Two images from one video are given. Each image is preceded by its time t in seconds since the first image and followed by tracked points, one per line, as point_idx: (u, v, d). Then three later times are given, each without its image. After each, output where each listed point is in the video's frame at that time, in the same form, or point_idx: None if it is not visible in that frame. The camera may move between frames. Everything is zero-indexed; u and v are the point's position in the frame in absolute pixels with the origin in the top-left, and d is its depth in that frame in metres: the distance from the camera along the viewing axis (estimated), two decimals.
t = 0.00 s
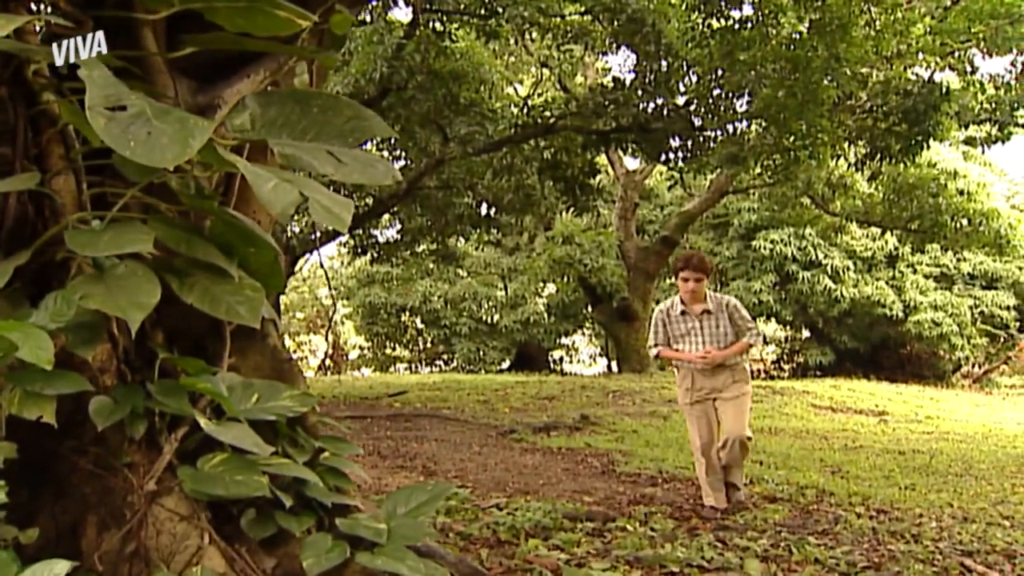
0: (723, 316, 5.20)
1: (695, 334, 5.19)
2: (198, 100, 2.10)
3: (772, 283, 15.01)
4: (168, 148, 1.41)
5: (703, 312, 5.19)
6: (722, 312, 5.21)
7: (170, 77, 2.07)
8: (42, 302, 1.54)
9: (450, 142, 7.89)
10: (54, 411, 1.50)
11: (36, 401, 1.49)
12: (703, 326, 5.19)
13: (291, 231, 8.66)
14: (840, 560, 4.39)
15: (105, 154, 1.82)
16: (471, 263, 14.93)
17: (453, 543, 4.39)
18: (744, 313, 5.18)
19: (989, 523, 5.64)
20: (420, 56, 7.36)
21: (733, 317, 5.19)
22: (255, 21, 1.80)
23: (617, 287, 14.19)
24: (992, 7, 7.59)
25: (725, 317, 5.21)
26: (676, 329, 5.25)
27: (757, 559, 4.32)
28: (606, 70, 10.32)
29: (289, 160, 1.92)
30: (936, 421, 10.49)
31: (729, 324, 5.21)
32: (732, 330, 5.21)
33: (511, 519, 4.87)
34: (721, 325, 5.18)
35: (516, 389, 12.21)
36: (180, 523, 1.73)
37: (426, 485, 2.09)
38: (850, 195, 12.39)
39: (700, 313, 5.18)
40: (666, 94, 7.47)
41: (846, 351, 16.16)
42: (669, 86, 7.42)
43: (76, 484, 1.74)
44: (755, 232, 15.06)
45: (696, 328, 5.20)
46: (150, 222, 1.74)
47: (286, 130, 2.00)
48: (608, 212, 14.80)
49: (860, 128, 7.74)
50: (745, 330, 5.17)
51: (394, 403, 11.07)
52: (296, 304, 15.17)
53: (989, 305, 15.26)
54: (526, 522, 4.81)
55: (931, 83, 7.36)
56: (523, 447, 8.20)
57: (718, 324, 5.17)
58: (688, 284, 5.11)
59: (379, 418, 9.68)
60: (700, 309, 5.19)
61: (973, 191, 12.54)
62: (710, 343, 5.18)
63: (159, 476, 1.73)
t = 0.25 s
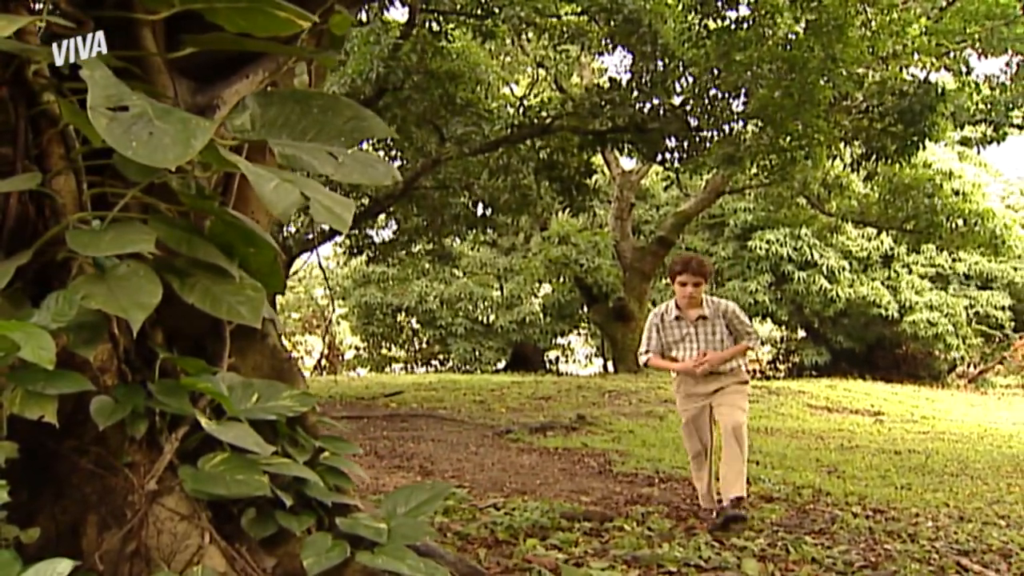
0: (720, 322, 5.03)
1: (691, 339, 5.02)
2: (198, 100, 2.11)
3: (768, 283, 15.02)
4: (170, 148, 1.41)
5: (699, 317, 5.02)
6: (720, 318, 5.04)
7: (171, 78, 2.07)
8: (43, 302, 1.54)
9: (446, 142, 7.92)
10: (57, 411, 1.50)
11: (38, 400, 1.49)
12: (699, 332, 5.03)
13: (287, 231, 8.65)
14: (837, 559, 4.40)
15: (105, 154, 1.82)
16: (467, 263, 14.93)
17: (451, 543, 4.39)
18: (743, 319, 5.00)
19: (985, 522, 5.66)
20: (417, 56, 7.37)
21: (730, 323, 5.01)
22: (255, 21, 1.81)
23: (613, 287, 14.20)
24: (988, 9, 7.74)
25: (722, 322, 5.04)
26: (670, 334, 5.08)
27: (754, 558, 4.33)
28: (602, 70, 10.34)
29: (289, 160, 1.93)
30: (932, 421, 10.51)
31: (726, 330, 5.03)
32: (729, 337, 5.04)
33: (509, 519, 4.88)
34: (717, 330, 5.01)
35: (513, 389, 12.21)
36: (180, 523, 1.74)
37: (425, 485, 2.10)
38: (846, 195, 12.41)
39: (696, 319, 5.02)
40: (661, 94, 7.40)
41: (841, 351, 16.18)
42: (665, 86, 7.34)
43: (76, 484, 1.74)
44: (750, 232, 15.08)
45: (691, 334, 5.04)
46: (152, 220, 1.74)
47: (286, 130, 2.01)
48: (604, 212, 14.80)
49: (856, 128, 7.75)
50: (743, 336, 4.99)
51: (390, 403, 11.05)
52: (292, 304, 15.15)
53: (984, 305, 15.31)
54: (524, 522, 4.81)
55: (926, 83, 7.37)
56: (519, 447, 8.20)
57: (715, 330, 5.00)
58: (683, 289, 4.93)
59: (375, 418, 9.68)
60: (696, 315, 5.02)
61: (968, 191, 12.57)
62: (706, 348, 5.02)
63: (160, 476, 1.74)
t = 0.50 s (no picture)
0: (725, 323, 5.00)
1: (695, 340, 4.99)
2: (197, 100, 2.12)
3: (763, 283, 15.04)
4: (173, 148, 1.42)
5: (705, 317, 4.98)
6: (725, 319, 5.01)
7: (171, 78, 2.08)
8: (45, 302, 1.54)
9: (442, 141, 7.99)
10: (59, 410, 1.51)
11: (40, 400, 1.49)
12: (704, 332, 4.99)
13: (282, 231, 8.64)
14: (833, 558, 4.41)
15: (105, 154, 1.83)
16: (462, 263, 14.93)
17: (448, 543, 4.40)
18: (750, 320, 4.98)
19: (979, 521, 5.68)
20: (412, 56, 7.37)
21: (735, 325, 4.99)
22: (255, 21, 1.81)
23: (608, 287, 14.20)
24: (981, 8, 7.64)
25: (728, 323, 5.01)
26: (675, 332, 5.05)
27: (751, 557, 4.34)
28: (597, 70, 10.34)
29: (289, 160, 1.93)
30: (926, 421, 10.54)
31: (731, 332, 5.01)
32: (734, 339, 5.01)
33: (505, 518, 4.88)
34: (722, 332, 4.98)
35: (508, 389, 12.22)
36: (181, 522, 1.75)
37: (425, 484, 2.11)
38: (840, 196, 12.44)
39: (701, 319, 4.98)
40: (656, 94, 7.41)
41: (835, 351, 16.21)
42: (659, 86, 7.36)
43: (77, 484, 1.74)
44: (745, 232, 15.11)
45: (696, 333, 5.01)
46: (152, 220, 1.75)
47: (286, 130, 2.02)
48: (599, 212, 14.82)
49: (850, 128, 7.77)
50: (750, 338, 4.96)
51: (385, 403, 11.05)
52: (286, 303, 15.14)
53: (978, 305, 15.36)
54: (521, 522, 4.82)
55: (921, 84, 7.39)
56: (515, 447, 8.21)
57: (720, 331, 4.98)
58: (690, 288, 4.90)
59: (370, 418, 9.67)
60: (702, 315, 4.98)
61: (962, 191, 12.61)
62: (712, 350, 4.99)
63: (161, 475, 1.74)
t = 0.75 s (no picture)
0: (732, 305, 4.30)
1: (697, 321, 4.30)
2: (197, 100, 2.13)
3: (757, 283, 15.08)
4: (176, 148, 1.42)
5: (709, 296, 4.28)
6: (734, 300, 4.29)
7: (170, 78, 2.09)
8: (47, 302, 1.54)
9: (437, 141, 7.95)
10: (62, 409, 1.51)
11: (43, 399, 1.50)
12: (707, 313, 4.30)
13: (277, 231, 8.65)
14: (829, 557, 4.43)
15: (105, 154, 1.83)
16: (456, 263, 14.94)
17: (447, 542, 4.41)
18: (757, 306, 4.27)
19: (974, 520, 5.71)
20: (407, 57, 7.39)
21: (743, 308, 4.28)
22: (256, 22, 1.82)
23: (603, 287, 14.21)
24: (975, 9, 7.69)
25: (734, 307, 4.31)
26: (674, 311, 4.39)
27: (747, 556, 4.36)
28: (592, 70, 10.37)
29: (290, 161, 1.94)
30: (920, 420, 10.58)
31: (739, 316, 4.30)
32: (741, 325, 4.32)
33: (503, 518, 4.89)
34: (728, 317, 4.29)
35: (502, 389, 12.23)
36: (183, 521, 1.75)
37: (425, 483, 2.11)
38: (834, 195, 12.48)
39: (705, 296, 4.29)
40: (652, 94, 7.40)
41: (829, 351, 16.25)
42: (654, 87, 7.37)
43: (80, 484, 1.74)
44: (739, 232, 15.15)
45: (698, 315, 4.32)
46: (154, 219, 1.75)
47: (286, 131, 2.03)
48: (593, 212, 14.83)
49: (845, 128, 7.79)
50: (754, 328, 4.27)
51: (380, 403, 11.06)
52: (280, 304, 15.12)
53: (971, 305, 15.43)
54: (518, 521, 4.84)
55: (914, 84, 7.41)
56: (510, 447, 8.22)
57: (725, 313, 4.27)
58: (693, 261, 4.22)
59: (365, 418, 9.67)
60: (706, 292, 4.29)
61: (956, 191, 12.66)
62: (713, 337, 4.31)
63: (163, 474, 1.75)
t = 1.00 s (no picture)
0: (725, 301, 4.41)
1: (695, 318, 4.38)
2: (196, 102, 2.14)
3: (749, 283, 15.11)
4: (180, 149, 1.43)
5: (703, 292, 4.39)
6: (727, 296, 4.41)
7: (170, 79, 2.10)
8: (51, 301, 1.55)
9: (430, 141, 7.93)
10: (66, 409, 1.52)
11: (47, 399, 1.50)
12: (700, 310, 4.39)
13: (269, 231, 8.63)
14: (824, 555, 4.46)
15: (107, 154, 1.84)
16: (449, 263, 14.94)
17: (442, 541, 4.42)
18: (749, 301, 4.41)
19: (967, 519, 5.73)
20: (400, 57, 7.40)
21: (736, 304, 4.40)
22: (258, 23, 1.83)
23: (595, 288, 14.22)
24: (967, 11, 7.84)
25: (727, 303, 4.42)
26: (667, 310, 4.46)
27: (743, 555, 4.38)
28: (585, 71, 10.38)
29: (291, 161, 1.95)
30: (911, 420, 10.62)
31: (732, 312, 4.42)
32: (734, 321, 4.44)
33: (499, 517, 4.91)
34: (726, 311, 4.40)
35: (495, 389, 12.24)
36: (185, 520, 1.76)
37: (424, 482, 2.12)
38: (826, 196, 12.52)
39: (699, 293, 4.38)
40: (643, 95, 7.46)
41: (821, 351, 16.29)
42: (647, 87, 7.42)
43: (82, 483, 1.75)
44: (731, 232, 15.18)
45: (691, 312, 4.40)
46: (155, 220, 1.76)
47: (287, 131, 2.04)
48: (586, 212, 14.85)
49: (837, 129, 7.83)
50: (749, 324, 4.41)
51: (373, 403, 11.06)
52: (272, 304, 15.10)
53: (962, 305, 15.50)
54: (514, 520, 4.85)
55: (906, 85, 7.42)
56: (504, 447, 8.23)
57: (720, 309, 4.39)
58: (687, 257, 4.31)
59: (358, 418, 9.67)
60: (699, 288, 4.39)
61: (947, 192, 12.70)
62: (714, 331, 4.40)
63: (165, 474, 1.76)
